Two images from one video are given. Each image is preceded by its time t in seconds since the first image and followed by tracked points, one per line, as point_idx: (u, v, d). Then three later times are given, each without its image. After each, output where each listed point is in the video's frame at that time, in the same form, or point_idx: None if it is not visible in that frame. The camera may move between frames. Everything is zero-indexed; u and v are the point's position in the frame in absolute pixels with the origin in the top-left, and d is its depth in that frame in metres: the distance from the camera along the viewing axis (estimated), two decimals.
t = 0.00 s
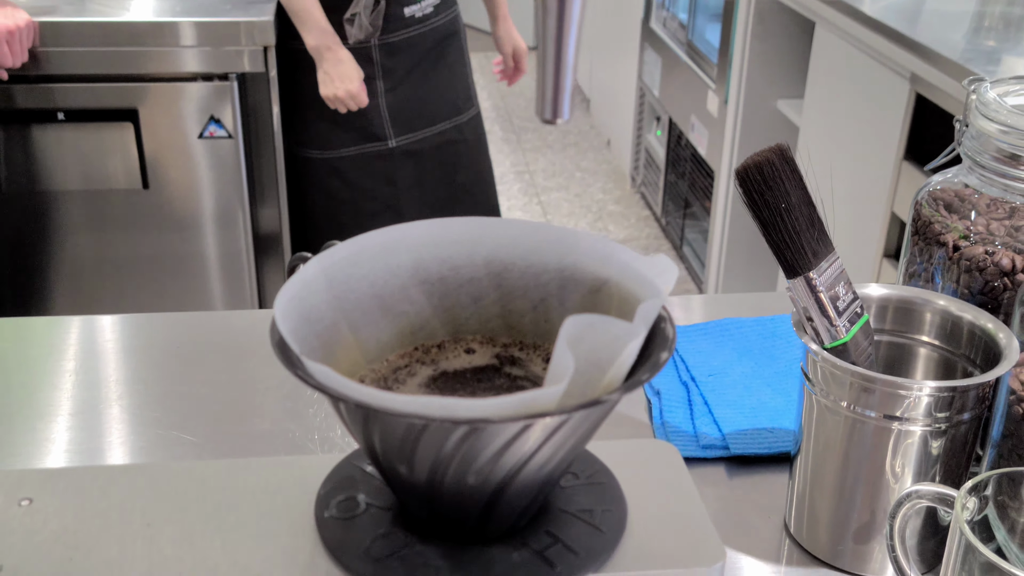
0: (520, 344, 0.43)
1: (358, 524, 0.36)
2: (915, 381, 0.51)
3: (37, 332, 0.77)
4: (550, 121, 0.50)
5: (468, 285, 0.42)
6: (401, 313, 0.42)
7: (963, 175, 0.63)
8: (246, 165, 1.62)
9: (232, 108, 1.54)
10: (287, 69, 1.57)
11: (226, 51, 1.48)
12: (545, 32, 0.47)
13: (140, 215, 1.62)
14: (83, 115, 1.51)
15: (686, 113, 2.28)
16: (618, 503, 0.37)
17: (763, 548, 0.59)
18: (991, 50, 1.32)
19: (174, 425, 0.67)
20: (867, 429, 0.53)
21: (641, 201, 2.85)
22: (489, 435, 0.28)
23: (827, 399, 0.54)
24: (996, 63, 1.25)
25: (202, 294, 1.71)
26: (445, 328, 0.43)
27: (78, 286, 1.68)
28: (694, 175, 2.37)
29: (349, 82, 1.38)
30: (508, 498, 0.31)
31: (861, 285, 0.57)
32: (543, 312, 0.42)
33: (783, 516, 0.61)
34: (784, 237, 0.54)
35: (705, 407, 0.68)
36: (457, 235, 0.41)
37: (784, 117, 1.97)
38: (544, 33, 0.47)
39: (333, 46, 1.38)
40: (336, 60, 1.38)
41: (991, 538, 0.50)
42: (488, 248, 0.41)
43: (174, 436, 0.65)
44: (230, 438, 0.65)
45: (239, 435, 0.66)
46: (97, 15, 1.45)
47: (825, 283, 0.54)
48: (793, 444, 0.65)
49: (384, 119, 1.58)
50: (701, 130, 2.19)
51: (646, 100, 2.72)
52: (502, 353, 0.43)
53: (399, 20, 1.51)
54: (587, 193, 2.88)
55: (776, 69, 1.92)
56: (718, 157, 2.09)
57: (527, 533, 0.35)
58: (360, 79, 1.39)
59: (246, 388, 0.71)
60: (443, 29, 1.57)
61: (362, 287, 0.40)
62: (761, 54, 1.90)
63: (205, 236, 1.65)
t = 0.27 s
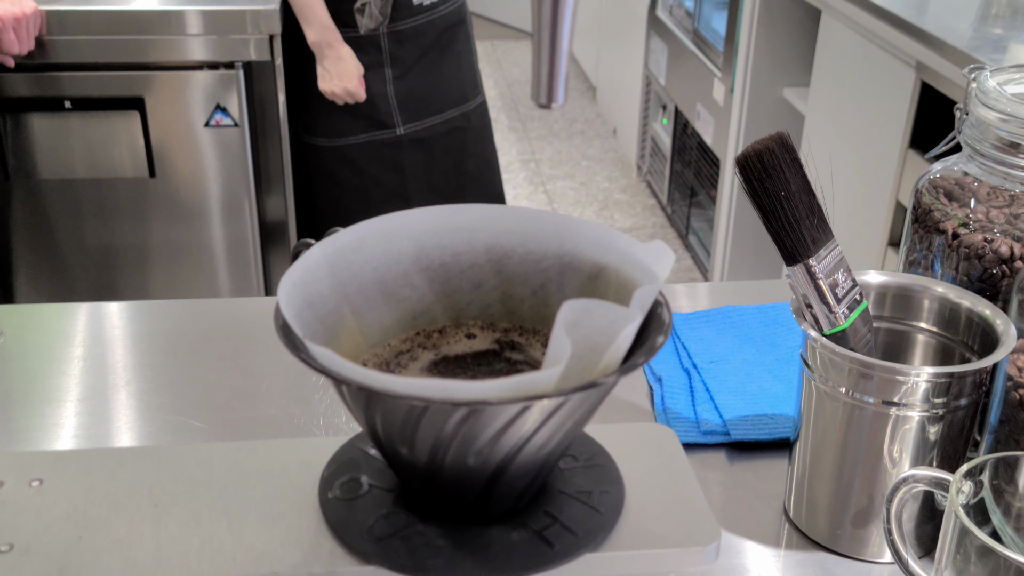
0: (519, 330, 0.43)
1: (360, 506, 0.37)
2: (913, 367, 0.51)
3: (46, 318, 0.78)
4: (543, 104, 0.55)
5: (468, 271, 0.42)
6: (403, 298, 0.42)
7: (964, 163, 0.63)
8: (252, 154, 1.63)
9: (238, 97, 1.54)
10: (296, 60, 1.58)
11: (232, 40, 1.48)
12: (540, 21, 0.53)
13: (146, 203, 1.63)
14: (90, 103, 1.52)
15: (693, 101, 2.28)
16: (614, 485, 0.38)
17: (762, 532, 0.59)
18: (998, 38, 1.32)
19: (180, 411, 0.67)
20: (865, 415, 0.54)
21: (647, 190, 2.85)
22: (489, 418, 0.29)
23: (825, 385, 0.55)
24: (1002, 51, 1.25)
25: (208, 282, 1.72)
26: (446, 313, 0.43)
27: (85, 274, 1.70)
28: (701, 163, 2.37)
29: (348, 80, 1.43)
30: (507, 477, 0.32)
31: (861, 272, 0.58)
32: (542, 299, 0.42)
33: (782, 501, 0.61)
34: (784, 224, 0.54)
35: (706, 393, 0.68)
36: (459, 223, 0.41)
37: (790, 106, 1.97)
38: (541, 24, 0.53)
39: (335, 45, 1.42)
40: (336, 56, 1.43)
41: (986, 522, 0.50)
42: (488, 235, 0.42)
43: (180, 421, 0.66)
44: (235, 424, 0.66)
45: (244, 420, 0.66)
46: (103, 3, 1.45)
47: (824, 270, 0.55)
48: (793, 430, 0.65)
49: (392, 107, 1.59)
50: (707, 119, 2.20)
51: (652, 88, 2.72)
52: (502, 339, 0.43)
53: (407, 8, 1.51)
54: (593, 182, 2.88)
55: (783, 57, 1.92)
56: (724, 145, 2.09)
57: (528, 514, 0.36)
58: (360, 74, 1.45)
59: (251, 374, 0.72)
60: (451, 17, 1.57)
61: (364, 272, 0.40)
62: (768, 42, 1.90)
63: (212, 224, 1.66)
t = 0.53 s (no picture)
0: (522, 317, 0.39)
1: (362, 485, 0.35)
2: (911, 353, 0.52)
3: (56, 304, 0.79)
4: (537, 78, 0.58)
5: (468, 258, 0.38)
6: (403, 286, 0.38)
7: (965, 152, 0.64)
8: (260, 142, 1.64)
9: (246, 85, 1.55)
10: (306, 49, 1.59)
11: (241, 28, 1.49)
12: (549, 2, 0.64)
13: (156, 190, 1.64)
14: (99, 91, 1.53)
15: (700, 90, 2.28)
16: (613, 466, 0.36)
17: (762, 513, 0.60)
18: (1005, 27, 1.32)
19: (189, 395, 0.68)
20: (864, 400, 0.55)
21: (654, 178, 2.86)
22: (487, 398, 0.29)
23: (824, 371, 0.56)
24: (1009, 39, 1.25)
25: (217, 269, 1.73)
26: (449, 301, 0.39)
27: (95, 261, 1.71)
28: (708, 152, 2.37)
29: (352, 68, 1.48)
30: (507, 457, 0.33)
31: (860, 260, 0.59)
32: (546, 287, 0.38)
33: (782, 486, 0.62)
34: (784, 212, 0.55)
35: (708, 379, 0.69)
36: (455, 207, 0.37)
37: (797, 94, 1.97)
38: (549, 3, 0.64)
39: (340, 33, 1.47)
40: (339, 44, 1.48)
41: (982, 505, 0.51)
42: (489, 219, 0.38)
43: (189, 405, 0.67)
44: (243, 408, 0.67)
45: (252, 404, 0.68)
46: None
47: (824, 257, 0.55)
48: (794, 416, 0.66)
49: (400, 94, 1.60)
50: (714, 107, 2.20)
51: (660, 76, 2.71)
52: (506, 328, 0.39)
53: None
54: (600, 170, 2.89)
55: (790, 45, 1.92)
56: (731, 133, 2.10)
57: (527, 494, 0.34)
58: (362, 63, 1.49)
59: (259, 359, 0.73)
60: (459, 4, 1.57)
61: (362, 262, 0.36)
62: (775, 31, 1.90)
63: (220, 212, 1.67)
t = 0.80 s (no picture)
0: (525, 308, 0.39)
1: (369, 472, 0.35)
2: (913, 346, 0.52)
3: (67, 296, 0.80)
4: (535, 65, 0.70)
5: (472, 250, 0.39)
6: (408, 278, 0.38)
7: (967, 147, 0.64)
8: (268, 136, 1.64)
9: (254, 79, 1.55)
10: (310, 41, 1.57)
11: (249, 23, 1.49)
12: None
13: (165, 184, 1.65)
14: (109, 85, 1.54)
15: (708, 84, 2.28)
16: (615, 455, 0.37)
17: (765, 503, 0.61)
18: (1013, 22, 1.31)
19: (197, 386, 0.69)
20: (866, 392, 0.55)
21: (662, 172, 2.86)
22: (490, 387, 0.30)
23: (827, 363, 0.56)
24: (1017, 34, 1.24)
25: (226, 262, 1.74)
26: (453, 292, 0.39)
27: (105, 253, 1.72)
28: (716, 146, 2.37)
29: (371, 48, 1.45)
30: (510, 446, 0.33)
31: (862, 254, 0.59)
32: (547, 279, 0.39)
33: (785, 477, 0.63)
34: (787, 205, 0.55)
35: (712, 372, 0.69)
36: (460, 201, 0.38)
37: (805, 89, 1.97)
38: None
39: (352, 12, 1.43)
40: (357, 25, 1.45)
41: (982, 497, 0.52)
42: (493, 212, 0.38)
43: (197, 397, 0.68)
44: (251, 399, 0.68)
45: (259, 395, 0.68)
46: None
47: (827, 250, 0.56)
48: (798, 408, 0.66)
49: (401, 90, 1.55)
50: (722, 101, 2.20)
51: (668, 70, 2.71)
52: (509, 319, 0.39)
53: None
54: (608, 164, 2.89)
55: (798, 40, 1.92)
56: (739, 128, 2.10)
57: (529, 482, 0.35)
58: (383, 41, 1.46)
59: (266, 351, 0.74)
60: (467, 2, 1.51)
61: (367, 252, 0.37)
62: (783, 25, 1.90)
63: (229, 205, 1.68)
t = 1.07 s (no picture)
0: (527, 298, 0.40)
1: (374, 458, 0.36)
2: (915, 339, 0.53)
3: (77, 286, 0.81)
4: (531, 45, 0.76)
5: (477, 241, 0.39)
6: (415, 266, 0.39)
7: (971, 141, 0.64)
8: (278, 129, 1.65)
9: (264, 73, 1.56)
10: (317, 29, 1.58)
11: (259, 17, 1.50)
12: None
13: (175, 177, 1.66)
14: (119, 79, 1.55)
15: (718, 80, 2.28)
16: (615, 443, 0.37)
17: (768, 495, 0.61)
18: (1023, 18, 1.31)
19: (205, 376, 0.70)
20: (868, 384, 0.55)
21: (671, 167, 2.86)
22: (491, 374, 0.30)
23: (829, 356, 0.57)
24: None
25: (235, 255, 1.75)
26: (457, 280, 0.40)
27: (115, 246, 1.73)
28: (725, 142, 2.37)
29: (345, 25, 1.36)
30: (511, 433, 0.34)
31: (865, 248, 0.60)
32: (549, 269, 0.39)
33: (787, 470, 0.63)
34: (790, 198, 0.56)
35: (716, 364, 0.70)
36: (467, 193, 0.38)
37: (815, 84, 1.97)
38: None
39: None
40: (345, 3, 1.38)
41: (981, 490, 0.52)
42: (499, 203, 0.39)
43: (205, 387, 0.69)
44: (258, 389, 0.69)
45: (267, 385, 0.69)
46: None
47: (830, 243, 0.56)
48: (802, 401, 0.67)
49: (388, 84, 1.55)
50: (730, 97, 2.20)
51: (677, 66, 2.71)
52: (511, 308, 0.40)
53: None
54: (617, 159, 2.89)
55: (808, 35, 1.92)
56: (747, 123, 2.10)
57: (531, 469, 0.36)
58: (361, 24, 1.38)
59: (274, 341, 0.74)
60: (462, 7, 1.51)
61: (377, 242, 0.37)
62: (793, 20, 1.90)
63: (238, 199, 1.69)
